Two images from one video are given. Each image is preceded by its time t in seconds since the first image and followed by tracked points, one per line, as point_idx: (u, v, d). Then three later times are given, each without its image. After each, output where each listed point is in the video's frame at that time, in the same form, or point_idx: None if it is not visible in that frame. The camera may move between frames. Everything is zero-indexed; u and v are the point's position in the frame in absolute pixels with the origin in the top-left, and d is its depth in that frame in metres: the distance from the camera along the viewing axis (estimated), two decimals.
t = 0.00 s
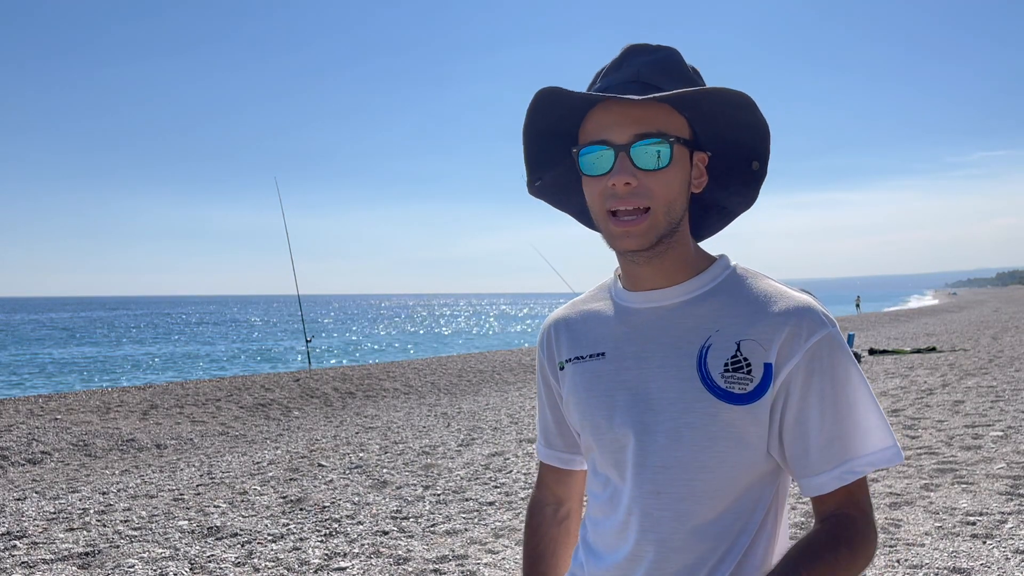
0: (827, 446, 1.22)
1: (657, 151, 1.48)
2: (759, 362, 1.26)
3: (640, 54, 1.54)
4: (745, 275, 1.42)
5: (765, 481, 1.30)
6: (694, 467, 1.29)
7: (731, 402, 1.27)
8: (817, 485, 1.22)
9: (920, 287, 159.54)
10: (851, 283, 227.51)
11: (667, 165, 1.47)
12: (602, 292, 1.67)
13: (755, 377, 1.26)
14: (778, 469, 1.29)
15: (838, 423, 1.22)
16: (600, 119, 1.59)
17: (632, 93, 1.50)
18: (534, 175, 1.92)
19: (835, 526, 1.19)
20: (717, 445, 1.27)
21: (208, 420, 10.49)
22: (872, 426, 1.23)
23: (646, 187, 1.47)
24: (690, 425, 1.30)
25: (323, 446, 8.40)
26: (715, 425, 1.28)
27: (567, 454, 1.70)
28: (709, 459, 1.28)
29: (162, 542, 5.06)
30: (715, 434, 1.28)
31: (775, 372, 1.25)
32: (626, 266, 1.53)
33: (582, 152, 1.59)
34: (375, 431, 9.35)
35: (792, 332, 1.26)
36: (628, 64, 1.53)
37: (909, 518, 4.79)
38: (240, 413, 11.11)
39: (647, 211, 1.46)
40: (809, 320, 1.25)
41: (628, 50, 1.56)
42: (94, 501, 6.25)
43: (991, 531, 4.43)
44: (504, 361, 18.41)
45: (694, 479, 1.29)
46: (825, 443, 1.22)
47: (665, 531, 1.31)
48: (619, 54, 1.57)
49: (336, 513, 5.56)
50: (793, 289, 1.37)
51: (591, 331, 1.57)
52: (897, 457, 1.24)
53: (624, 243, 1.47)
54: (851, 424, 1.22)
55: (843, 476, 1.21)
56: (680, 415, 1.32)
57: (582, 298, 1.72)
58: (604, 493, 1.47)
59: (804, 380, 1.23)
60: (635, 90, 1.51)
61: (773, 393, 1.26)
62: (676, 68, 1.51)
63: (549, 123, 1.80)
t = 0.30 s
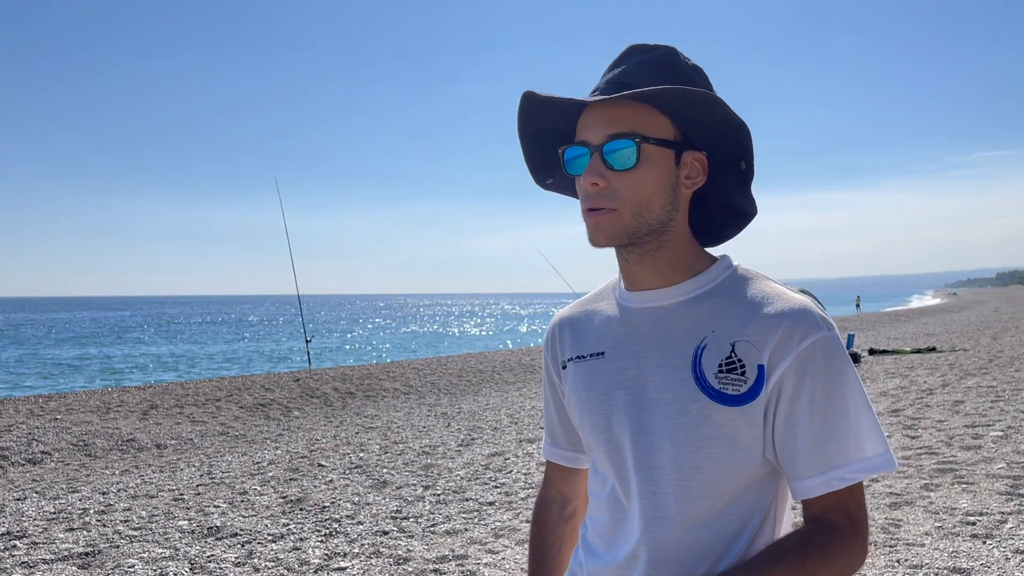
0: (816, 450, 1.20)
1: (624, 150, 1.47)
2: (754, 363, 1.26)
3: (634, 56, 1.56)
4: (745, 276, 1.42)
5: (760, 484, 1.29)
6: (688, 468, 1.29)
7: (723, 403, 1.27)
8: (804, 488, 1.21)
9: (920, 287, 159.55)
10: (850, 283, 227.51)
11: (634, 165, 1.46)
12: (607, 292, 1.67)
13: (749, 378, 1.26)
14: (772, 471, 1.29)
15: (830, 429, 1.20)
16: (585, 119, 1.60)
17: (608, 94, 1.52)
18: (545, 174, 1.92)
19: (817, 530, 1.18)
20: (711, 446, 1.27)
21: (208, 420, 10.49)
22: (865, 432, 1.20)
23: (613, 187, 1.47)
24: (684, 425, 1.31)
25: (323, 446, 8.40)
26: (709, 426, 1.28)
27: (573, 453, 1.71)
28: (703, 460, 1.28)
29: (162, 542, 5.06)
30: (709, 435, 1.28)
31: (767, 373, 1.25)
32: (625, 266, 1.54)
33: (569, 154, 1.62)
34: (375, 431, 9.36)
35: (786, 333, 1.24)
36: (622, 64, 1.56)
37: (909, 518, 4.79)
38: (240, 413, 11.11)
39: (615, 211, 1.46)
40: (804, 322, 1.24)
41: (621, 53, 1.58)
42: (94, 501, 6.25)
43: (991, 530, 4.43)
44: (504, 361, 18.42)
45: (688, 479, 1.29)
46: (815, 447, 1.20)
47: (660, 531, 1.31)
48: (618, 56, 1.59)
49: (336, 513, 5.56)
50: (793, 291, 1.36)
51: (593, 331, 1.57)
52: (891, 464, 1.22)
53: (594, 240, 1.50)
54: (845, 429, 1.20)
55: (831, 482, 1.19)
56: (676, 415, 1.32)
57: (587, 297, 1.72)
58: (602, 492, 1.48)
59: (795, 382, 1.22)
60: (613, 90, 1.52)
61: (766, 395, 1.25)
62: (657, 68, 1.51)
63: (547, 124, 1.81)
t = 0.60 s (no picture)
0: (810, 452, 1.19)
1: (595, 158, 1.48)
2: (747, 363, 1.25)
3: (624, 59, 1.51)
4: (748, 277, 1.41)
5: (760, 486, 1.29)
6: (682, 465, 1.30)
7: (715, 401, 1.28)
8: (798, 491, 1.20)
9: (920, 288, 159.55)
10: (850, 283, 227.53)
11: (605, 171, 1.46)
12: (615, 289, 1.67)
13: (743, 378, 1.26)
14: (770, 474, 1.28)
15: (825, 430, 1.18)
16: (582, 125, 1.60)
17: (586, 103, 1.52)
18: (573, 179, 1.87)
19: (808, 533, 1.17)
20: (705, 445, 1.28)
21: (208, 420, 10.49)
22: (860, 436, 1.19)
23: (591, 192, 1.48)
24: (678, 423, 1.31)
25: (323, 446, 8.40)
26: (703, 423, 1.28)
27: (580, 447, 1.70)
28: (696, 458, 1.29)
29: (163, 542, 5.06)
30: (702, 433, 1.28)
31: (762, 373, 1.24)
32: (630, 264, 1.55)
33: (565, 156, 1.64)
34: (375, 431, 9.36)
35: (780, 333, 1.24)
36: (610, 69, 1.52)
37: (909, 518, 4.79)
38: (240, 413, 11.11)
39: (592, 215, 1.49)
40: (799, 322, 1.23)
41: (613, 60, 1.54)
42: (94, 501, 6.25)
43: (991, 531, 4.43)
44: (504, 361, 18.43)
45: (681, 477, 1.30)
46: (809, 449, 1.19)
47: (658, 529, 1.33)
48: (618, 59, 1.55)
49: (336, 513, 5.56)
50: (794, 292, 1.35)
51: (597, 328, 1.58)
52: (886, 467, 1.20)
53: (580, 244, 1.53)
54: (840, 432, 1.19)
55: (823, 485, 1.18)
56: (671, 413, 1.33)
57: (594, 295, 1.72)
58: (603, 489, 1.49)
59: (790, 383, 1.21)
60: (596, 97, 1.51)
61: (761, 395, 1.24)
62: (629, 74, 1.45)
63: (561, 136, 1.80)
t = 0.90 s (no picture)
0: (808, 449, 1.18)
1: (593, 161, 1.49)
2: (745, 361, 1.25)
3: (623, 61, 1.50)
4: (749, 275, 1.41)
5: (759, 486, 1.28)
6: (680, 464, 1.30)
7: (713, 398, 1.27)
8: (795, 489, 1.20)
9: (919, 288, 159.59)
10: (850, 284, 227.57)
11: (604, 175, 1.47)
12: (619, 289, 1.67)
13: (740, 376, 1.25)
14: (769, 472, 1.28)
15: (824, 428, 1.18)
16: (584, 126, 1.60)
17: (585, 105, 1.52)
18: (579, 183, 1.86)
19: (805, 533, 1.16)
20: (703, 442, 1.28)
21: (208, 420, 10.49)
22: (859, 432, 1.18)
23: (591, 195, 1.49)
24: (676, 419, 1.31)
25: (323, 446, 8.40)
26: (700, 421, 1.28)
27: (583, 445, 1.70)
28: (692, 455, 1.29)
29: (163, 542, 5.06)
30: (698, 430, 1.28)
31: (759, 372, 1.24)
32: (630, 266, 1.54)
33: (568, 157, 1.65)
34: (375, 431, 9.36)
35: (778, 331, 1.23)
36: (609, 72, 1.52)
37: (909, 518, 4.79)
38: (240, 413, 11.12)
39: (591, 216, 1.49)
40: (798, 320, 1.23)
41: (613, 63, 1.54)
42: (94, 501, 6.25)
43: (991, 530, 4.43)
44: (504, 361, 18.44)
45: (678, 474, 1.31)
46: (806, 447, 1.18)
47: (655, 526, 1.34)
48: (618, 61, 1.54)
49: (336, 513, 5.56)
50: (798, 290, 1.34)
51: (599, 326, 1.58)
52: (886, 467, 1.19)
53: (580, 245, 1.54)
54: (839, 431, 1.18)
55: (821, 484, 1.17)
56: (668, 410, 1.33)
57: (599, 294, 1.72)
58: (605, 486, 1.49)
59: (787, 380, 1.21)
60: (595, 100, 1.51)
61: (759, 392, 1.24)
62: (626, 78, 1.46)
63: (568, 139, 1.79)
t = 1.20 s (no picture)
0: (810, 449, 1.18)
1: (598, 162, 1.48)
2: (749, 361, 1.25)
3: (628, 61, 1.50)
4: (751, 275, 1.41)
5: (760, 486, 1.28)
6: (681, 464, 1.31)
7: (715, 398, 1.28)
8: (799, 489, 1.19)
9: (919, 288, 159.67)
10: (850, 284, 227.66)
11: (608, 174, 1.46)
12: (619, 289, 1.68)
13: (743, 376, 1.25)
14: (773, 473, 1.28)
15: (827, 428, 1.18)
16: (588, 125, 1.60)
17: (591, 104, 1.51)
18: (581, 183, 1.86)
19: (808, 529, 1.17)
20: (704, 442, 1.28)
21: (208, 420, 10.49)
22: (861, 431, 1.18)
23: (594, 195, 1.49)
24: (679, 419, 1.32)
25: (323, 446, 8.40)
26: (703, 420, 1.28)
27: (585, 446, 1.70)
28: (695, 456, 1.29)
29: (163, 542, 5.06)
30: (701, 431, 1.28)
31: (762, 371, 1.24)
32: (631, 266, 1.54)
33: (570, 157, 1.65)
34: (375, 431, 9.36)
35: (780, 331, 1.23)
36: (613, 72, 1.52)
37: (909, 518, 4.79)
38: (240, 413, 11.11)
39: (593, 216, 1.49)
40: (800, 320, 1.23)
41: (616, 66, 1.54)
42: (94, 501, 6.25)
43: (991, 531, 4.43)
44: (504, 361, 18.44)
45: (680, 474, 1.31)
46: (809, 446, 1.18)
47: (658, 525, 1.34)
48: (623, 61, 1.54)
49: (336, 513, 5.56)
50: (800, 290, 1.34)
51: (600, 327, 1.59)
52: (888, 466, 1.19)
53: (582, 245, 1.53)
54: (841, 430, 1.17)
55: (824, 482, 1.17)
56: (670, 410, 1.33)
57: (601, 295, 1.72)
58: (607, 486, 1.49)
59: (789, 379, 1.21)
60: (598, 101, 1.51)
61: (762, 392, 1.24)
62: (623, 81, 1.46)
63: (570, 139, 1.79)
